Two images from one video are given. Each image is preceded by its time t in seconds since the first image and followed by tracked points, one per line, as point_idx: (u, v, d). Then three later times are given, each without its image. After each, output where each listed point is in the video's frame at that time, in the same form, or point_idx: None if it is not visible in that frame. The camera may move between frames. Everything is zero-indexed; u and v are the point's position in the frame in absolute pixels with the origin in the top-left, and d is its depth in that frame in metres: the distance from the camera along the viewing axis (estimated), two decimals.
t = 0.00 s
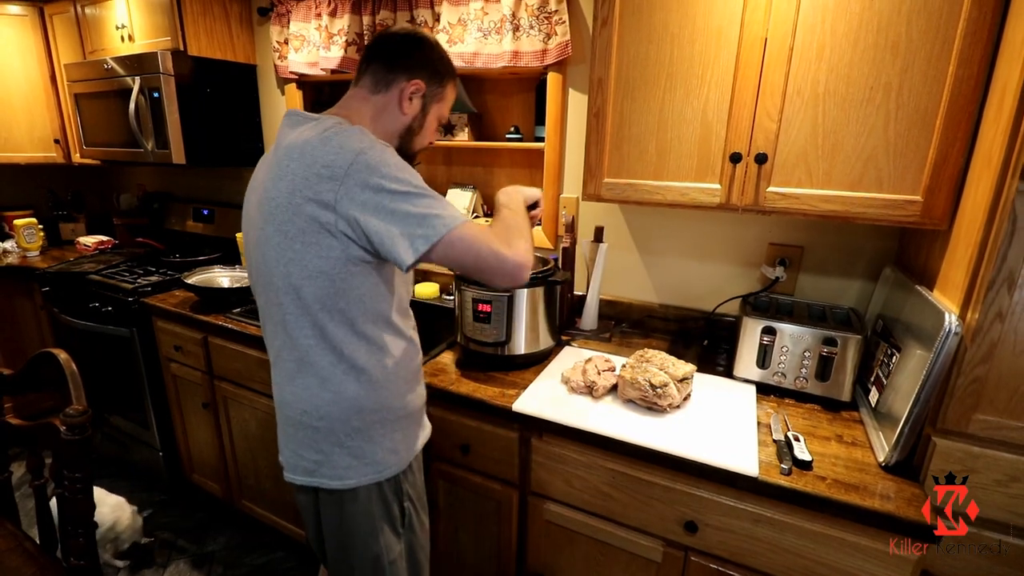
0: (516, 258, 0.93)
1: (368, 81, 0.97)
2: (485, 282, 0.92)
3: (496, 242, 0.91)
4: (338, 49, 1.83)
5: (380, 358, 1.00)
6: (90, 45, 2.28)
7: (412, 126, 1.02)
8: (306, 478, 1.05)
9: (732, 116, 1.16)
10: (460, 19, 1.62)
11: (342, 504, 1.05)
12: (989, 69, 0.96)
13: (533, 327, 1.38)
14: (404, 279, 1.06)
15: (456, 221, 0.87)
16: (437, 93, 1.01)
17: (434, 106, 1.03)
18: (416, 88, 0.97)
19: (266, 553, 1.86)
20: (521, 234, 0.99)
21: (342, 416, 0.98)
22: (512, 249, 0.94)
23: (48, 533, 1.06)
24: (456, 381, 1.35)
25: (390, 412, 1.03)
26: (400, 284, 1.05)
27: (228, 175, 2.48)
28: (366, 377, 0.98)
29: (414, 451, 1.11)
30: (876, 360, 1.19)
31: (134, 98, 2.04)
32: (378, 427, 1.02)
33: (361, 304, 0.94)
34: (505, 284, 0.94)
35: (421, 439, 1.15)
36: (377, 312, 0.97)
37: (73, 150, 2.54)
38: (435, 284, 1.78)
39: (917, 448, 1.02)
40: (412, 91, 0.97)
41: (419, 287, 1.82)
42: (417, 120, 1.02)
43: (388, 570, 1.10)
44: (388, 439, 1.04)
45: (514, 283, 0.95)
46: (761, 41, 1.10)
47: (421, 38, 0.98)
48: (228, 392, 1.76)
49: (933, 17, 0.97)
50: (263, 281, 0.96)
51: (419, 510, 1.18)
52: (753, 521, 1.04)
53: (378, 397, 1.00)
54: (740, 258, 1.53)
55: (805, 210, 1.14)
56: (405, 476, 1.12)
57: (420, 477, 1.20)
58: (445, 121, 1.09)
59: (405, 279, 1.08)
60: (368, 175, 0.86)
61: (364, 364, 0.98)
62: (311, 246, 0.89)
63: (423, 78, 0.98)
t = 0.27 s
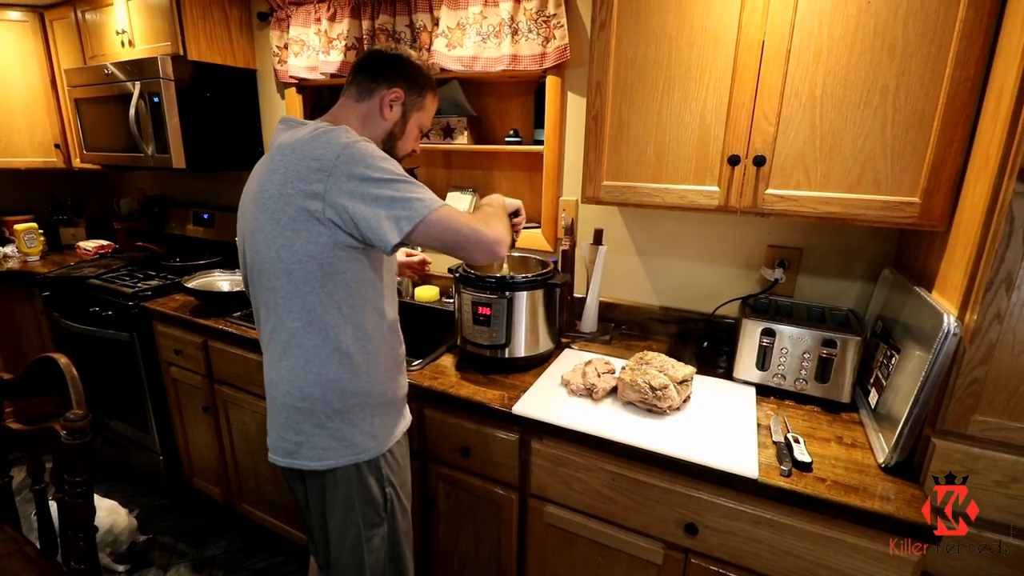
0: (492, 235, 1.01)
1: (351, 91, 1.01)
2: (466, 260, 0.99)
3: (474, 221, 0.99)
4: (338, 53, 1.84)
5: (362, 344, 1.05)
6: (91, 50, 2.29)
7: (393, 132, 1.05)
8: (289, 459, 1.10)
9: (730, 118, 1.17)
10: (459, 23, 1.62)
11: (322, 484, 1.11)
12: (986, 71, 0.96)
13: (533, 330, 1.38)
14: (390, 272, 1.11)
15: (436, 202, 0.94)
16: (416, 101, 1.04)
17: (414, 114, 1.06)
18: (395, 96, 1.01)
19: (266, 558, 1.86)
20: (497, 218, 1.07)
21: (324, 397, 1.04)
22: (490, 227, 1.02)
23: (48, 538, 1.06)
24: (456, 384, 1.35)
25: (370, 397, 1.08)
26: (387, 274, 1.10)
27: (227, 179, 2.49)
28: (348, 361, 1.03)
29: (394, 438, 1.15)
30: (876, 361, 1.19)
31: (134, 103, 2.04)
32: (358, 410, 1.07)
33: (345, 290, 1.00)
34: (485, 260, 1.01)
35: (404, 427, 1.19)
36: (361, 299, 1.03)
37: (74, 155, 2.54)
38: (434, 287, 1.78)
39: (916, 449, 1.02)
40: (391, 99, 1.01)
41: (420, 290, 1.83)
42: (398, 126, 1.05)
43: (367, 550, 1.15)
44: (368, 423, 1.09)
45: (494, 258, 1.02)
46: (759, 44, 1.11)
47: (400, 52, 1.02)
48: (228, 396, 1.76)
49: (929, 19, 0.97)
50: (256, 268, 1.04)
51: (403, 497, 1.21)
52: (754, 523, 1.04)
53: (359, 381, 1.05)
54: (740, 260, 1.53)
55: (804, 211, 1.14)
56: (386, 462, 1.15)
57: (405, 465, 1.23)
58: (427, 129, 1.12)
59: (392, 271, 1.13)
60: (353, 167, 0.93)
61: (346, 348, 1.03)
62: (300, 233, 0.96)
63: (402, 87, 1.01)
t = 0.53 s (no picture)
0: (469, 230, 1.02)
1: (343, 93, 1.02)
2: (443, 253, 1.00)
3: (451, 215, 1.00)
4: (338, 54, 1.84)
5: (349, 335, 1.05)
6: (92, 50, 2.30)
7: (383, 132, 1.04)
8: (280, 445, 1.12)
9: (730, 120, 1.17)
10: (459, 25, 1.63)
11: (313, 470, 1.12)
12: (986, 74, 0.96)
13: (532, 331, 1.39)
14: (380, 265, 1.12)
15: (414, 195, 0.95)
16: (406, 102, 1.03)
17: (405, 115, 1.05)
18: (383, 97, 1.00)
19: (266, 558, 1.86)
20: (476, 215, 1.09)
21: (311, 385, 1.06)
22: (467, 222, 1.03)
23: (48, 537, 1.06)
24: (456, 384, 1.35)
25: (358, 387, 1.09)
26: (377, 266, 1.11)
27: (228, 180, 2.49)
28: (335, 351, 1.05)
29: (385, 429, 1.15)
30: (875, 363, 1.19)
31: (135, 103, 2.05)
32: (345, 399, 1.08)
33: (332, 280, 1.01)
34: (463, 254, 1.02)
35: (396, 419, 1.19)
36: (347, 290, 1.04)
37: (74, 155, 2.55)
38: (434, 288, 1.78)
39: (915, 451, 1.02)
40: (380, 100, 1.00)
41: (420, 290, 1.83)
42: (388, 126, 1.04)
43: (362, 538, 1.16)
44: (355, 412, 1.10)
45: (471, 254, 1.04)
46: (759, 46, 1.11)
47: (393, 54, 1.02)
48: (228, 396, 1.76)
49: (928, 22, 0.98)
50: (249, 260, 1.06)
51: (399, 487, 1.21)
52: (753, 525, 1.04)
53: (346, 370, 1.06)
54: (740, 262, 1.54)
55: (803, 213, 1.15)
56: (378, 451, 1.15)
57: (400, 455, 1.23)
58: (421, 131, 1.10)
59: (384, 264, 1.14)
60: (337, 161, 0.94)
61: (333, 338, 1.04)
62: (287, 225, 0.98)
63: (391, 87, 1.00)
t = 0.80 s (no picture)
0: (447, 246, 1.00)
1: (337, 92, 1.02)
2: (415, 264, 0.98)
3: (432, 228, 0.98)
4: (339, 54, 1.84)
5: (341, 333, 1.06)
6: (92, 50, 2.30)
7: (376, 131, 1.04)
8: (274, 442, 1.13)
9: (730, 121, 1.17)
10: (460, 25, 1.63)
11: (306, 468, 1.13)
12: (984, 76, 0.97)
13: (532, 331, 1.39)
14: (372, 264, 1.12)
15: (395, 204, 0.94)
16: (399, 100, 1.02)
17: (399, 113, 1.04)
18: (375, 95, 1.00)
19: (265, 558, 1.86)
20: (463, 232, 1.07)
21: (304, 383, 1.06)
22: (448, 237, 1.00)
23: (47, 536, 1.06)
24: (456, 384, 1.35)
25: (351, 385, 1.09)
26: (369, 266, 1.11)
27: (228, 180, 2.49)
28: (326, 349, 1.05)
29: (379, 428, 1.15)
30: (874, 364, 1.20)
31: (135, 103, 2.05)
32: (338, 397, 1.08)
33: (323, 279, 1.02)
34: (435, 270, 0.99)
35: (392, 417, 1.19)
36: (339, 289, 1.04)
37: (75, 155, 2.55)
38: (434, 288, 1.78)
39: (913, 452, 1.02)
40: (371, 99, 1.00)
41: (420, 290, 1.83)
42: (381, 125, 1.03)
43: (353, 537, 1.16)
44: (348, 410, 1.10)
45: (445, 270, 1.01)
46: (758, 47, 1.11)
47: (388, 53, 1.02)
48: (228, 396, 1.76)
49: (927, 24, 0.98)
50: (243, 258, 1.07)
51: (391, 488, 1.21)
52: (752, 525, 1.04)
53: (337, 368, 1.07)
54: (740, 262, 1.54)
55: (803, 214, 1.15)
56: (371, 452, 1.15)
57: (394, 455, 1.23)
58: (416, 129, 1.09)
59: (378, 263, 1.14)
60: (325, 163, 0.94)
61: (325, 336, 1.05)
62: (278, 224, 0.99)
63: (383, 86, 1.00)
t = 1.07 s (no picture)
0: (401, 291, 0.91)
1: (340, 92, 1.02)
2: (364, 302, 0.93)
3: (390, 270, 0.91)
4: (339, 55, 1.85)
5: (339, 338, 1.06)
6: (92, 50, 2.30)
7: (377, 132, 1.03)
8: (275, 447, 1.13)
9: (729, 122, 1.17)
10: (460, 27, 1.63)
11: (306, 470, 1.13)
12: (983, 78, 0.97)
13: (532, 332, 1.39)
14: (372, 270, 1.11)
15: (359, 238, 0.90)
16: (401, 101, 1.01)
17: (401, 114, 1.03)
18: (376, 96, 0.99)
19: (264, 559, 1.86)
20: (434, 276, 0.98)
21: (303, 388, 1.06)
22: (404, 282, 0.92)
23: (46, 537, 1.06)
24: (455, 385, 1.35)
25: (350, 390, 1.09)
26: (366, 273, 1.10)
27: (228, 180, 2.49)
28: (325, 355, 1.05)
29: (378, 430, 1.16)
30: (874, 365, 1.20)
31: (135, 104, 2.05)
32: (337, 402, 1.08)
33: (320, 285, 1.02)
34: (381, 313, 0.92)
35: (391, 419, 1.20)
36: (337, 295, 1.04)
37: (74, 155, 2.55)
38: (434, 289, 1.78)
39: (913, 453, 1.02)
40: (372, 100, 0.99)
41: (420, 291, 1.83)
42: (382, 126, 1.03)
43: (353, 540, 1.16)
44: (347, 415, 1.10)
45: (391, 316, 0.93)
46: (758, 49, 1.11)
47: (392, 52, 1.00)
48: (227, 397, 1.76)
49: (926, 26, 0.98)
50: (241, 264, 1.07)
51: (391, 489, 1.21)
52: (752, 526, 1.04)
53: (335, 374, 1.06)
54: (739, 263, 1.54)
55: (802, 215, 1.15)
56: (370, 453, 1.15)
57: (394, 457, 1.23)
58: (419, 130, 1.08)
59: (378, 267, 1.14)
60: (315, 174, 0.92)
61: (323, 341, 1.04)
62: (273, 233, 0.98)
63: (385, 86, 0.99)
